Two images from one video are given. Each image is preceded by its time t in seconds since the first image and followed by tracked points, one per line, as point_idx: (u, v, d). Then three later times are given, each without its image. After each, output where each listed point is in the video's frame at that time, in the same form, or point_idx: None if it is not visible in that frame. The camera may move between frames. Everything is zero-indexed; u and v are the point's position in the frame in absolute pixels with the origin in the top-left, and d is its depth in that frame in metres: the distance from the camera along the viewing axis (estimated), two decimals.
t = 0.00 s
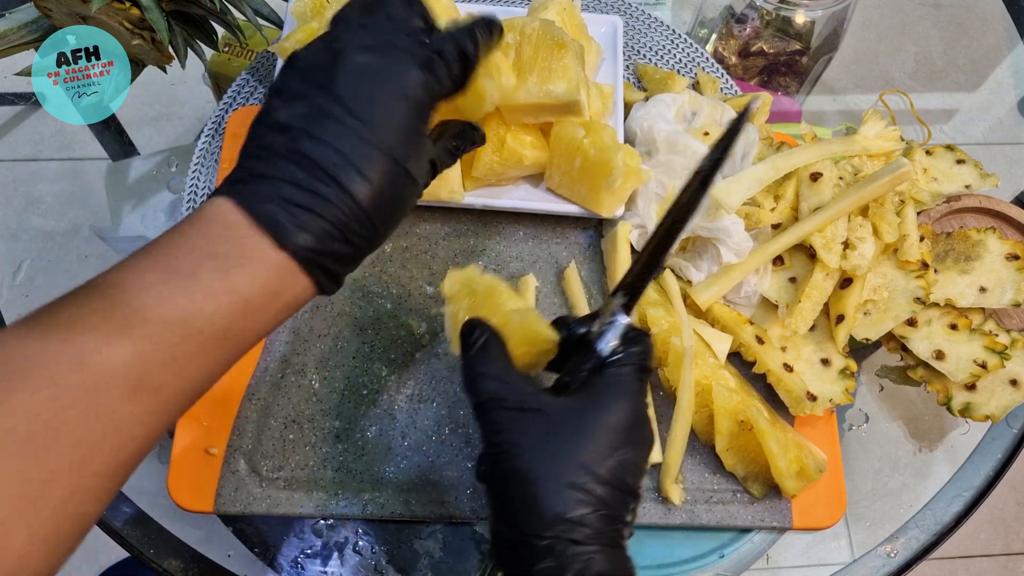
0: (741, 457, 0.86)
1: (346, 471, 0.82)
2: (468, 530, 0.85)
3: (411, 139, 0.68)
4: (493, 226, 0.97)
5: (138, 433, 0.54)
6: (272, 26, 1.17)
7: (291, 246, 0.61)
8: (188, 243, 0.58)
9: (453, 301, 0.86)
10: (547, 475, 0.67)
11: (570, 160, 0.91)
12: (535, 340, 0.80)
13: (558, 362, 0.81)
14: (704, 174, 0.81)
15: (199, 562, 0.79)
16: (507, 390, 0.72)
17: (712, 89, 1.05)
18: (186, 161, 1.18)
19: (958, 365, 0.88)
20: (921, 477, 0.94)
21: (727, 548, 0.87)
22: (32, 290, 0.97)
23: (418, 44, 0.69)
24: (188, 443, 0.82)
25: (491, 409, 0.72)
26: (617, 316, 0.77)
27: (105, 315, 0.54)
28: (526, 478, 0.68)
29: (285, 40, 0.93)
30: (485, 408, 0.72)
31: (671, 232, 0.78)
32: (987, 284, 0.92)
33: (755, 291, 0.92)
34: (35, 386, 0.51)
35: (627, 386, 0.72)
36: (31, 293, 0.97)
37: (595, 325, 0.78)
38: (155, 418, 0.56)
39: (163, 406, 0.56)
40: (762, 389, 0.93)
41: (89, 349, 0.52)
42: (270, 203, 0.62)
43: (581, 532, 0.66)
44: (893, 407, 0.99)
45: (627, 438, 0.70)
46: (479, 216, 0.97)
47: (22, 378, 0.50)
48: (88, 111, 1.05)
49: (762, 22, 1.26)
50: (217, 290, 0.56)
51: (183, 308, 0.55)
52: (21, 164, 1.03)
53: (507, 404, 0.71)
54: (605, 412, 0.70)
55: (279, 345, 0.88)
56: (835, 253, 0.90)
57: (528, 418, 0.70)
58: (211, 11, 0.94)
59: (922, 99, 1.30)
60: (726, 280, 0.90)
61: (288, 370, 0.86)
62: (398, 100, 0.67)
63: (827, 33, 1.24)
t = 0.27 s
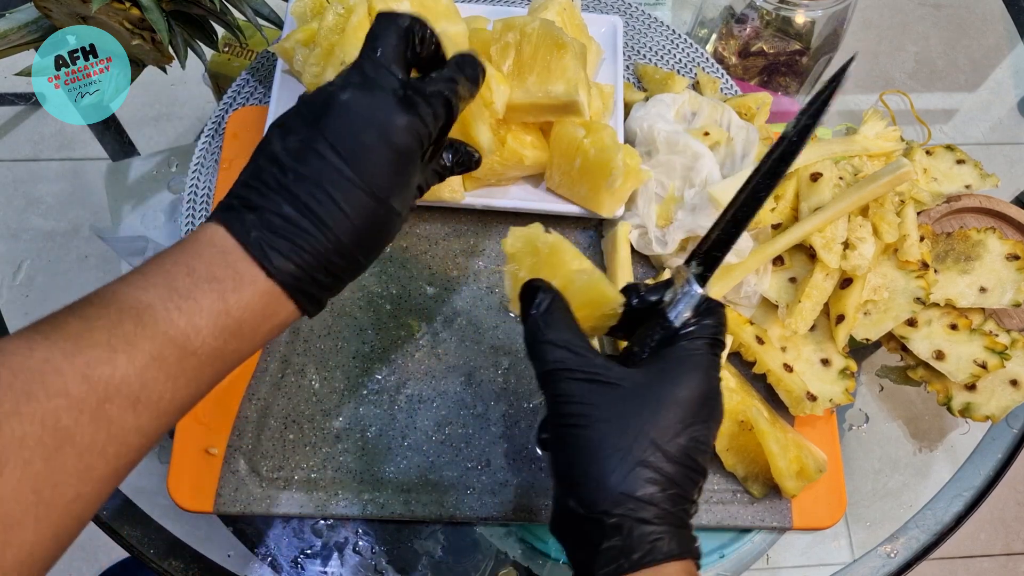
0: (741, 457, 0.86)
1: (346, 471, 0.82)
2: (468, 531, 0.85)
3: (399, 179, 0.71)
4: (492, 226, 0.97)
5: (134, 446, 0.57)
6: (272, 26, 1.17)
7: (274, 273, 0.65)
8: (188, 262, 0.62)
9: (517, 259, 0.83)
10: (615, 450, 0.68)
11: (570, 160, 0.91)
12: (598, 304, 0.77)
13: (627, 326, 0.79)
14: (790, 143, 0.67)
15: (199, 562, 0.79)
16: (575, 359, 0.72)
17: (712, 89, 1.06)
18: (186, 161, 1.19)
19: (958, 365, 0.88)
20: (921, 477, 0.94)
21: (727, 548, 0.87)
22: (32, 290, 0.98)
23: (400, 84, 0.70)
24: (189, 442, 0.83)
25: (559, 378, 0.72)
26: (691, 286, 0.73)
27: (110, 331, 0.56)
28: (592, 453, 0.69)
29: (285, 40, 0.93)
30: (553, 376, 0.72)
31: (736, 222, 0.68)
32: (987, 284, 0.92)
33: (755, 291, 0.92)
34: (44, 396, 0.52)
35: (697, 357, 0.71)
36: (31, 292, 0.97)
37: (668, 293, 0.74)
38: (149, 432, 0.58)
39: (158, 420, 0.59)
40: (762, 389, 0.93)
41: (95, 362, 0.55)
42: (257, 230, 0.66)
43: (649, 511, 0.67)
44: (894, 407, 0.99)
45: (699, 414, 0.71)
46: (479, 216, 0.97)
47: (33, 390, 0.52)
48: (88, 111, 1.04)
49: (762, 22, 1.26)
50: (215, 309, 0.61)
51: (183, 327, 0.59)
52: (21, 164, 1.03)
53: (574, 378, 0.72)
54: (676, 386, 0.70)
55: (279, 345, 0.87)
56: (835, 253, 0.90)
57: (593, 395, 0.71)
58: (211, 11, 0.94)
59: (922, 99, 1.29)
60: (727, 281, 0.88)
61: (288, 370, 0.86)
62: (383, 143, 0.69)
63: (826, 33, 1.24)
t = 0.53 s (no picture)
0: (741, 457, 0.86)
1: (346, 471, 0.82)
2: (468, 531, 0.85)
3: (406, 187, 0.70)
4: (492, 226, 0.97)
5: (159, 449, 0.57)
6: (272, 26, 1.17)
7: (287, 283, 0.63)
8: (207, 271, 0.60)
9: (518, 278, 0.83)
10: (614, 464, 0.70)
11: (569, 160, 0.91)
12: (597, 318, 0.77)
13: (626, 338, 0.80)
14: (786, 157, 0.65)
15: (199, 562, 0.79)
16: (574, 375, 0.73)
17: (712, 89, 1.06)
18: (186, 162, 1.20)
19: (958, 365, 0.88)
20: (921, 477, 0.94)
21: (727, 548, 0.88)
22: (32, 290, 0.98)
23: (408, 92, 0.70)
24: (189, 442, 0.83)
25: (559, 394, 0.73)
26: (690, 300, 0.73)
27: (130, 339, 0.55)
28: (591, 467, 0.70)
29: (285, 39, 0.93)
30: (553, 392, 0.73)
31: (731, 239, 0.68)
32: (987, 284, 0.92)
33: (755, 291, 0.92)
34: (68, 402, 0.53)
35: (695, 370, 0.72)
36: (31, 293, 0.97)
37: (667, 307, 0.75)
38: (172, 437, 0.58)
39: (178, 425, 0.58)
40: (762, 389, 0.93)
41: (116, 369, 0.54)
42: (270, 242, 0.64)
43: (648, 523, 0.69)
44: (894, 407, 0.99)
45: (697, 427, 0.72)
46: (479, 215, 0.97)
47: (57, 398, 0.52)
48: (88, 111, 1.04)
49: (762, 22, 1.26)
50: (232, 317, 0.59)
51: (201, 334, 0.57)
52: (21, 164, 1.03)
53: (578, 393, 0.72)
54: (672, 400, 0.71)
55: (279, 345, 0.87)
56: (835, 253, 0.90)
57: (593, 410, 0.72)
58: (211, 11, 0.94)
59: (922, 99, 1.29)
60: (726, 281, 0.88)
61: (288, 370, 0.86)
62: (386, 152, 0.68)
63: (827, 33, 1.23)
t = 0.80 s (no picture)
0: (741, 457, 0.86)
1: (346, 471, 0.82)
2: (468, 531, 0.85)
3: (389, 180, 0.73)
4: (492, 226, 0.97)
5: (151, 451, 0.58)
6: (272, 26, 1.17)
7: (277, 281, 0.67)
8: (194, 273, 0.64)
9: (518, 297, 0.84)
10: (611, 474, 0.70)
11: (569, 159, 0.91)
12: (594, 333, 0.77)
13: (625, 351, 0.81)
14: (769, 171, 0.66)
15: (198, 562, 0.79)
16: (572, 389, 0.73)
17: (712, 89, 1.06)
18: (186, 162, 1.19)
19: (958, 365, 0.88)
20: (921, 477, 0.94)
21: (727, 548, 0.88)
22: (33, 290, 0.98)
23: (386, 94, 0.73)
24: (189, 442, 0.83)
25: (558, 408, 0.74)
26: (683, 312, 0.72)
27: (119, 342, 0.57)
28: (590, 477, 0.71)
29: (285, 38, 0.93)
30: (553, 406, 0.74)
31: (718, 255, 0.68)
32: (987, 284, 0.92)
33: (755, 291, 0.92)
34: (55, 405, 0.53)
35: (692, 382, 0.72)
36: (32, 292, 0.97)
37: (662, 320, 0.75)
38: (161, 440, 0.59)
39: (169, 426, 0.59)
40: (762, 389, 0.93)
41: (103, 372, 0.56)
42: (257, 242, 0.68)
43: (645, 532, 0.69)
44: (894, 407, 0.99)
45: (694, 435, 0.71)
46: (479, 215, 0.97)
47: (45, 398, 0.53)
48: (88, 111, 1.04)
49: (763, 22, 1.27)
50: (219, 316, 0.63)
51: (188, 333, 0.61)
52: (21, 164, 1.03)
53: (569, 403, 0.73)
54: (670, 410, 0.71)
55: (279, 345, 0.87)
56: (835, 253, 0.90)
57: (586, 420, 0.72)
58: (211, 11, 0.94)
59: (922, 99, 1.29)
60: (726, 281, 0.88)
61: (288, 370, 0.86)
62: (370, 149, 0.72)
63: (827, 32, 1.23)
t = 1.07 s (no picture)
0: (741, 457, 0.86)
1: (347, 471, 0.82)
2: (468, 530, 0.85)
3: (396, 189, 0.70)
4: (492, 226, 0.97)
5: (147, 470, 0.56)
6: (271, 26, 1.17)
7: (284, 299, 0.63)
8: (194, 292, 0.60)
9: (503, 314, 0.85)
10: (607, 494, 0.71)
11: (570, 160, 0.91)
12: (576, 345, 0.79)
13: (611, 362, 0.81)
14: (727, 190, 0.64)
15: (198, 562, 0.79)
16: (557, 403, 0.75)
17: (712, 89, 1.06)
18: (186, 161, 1.20)
19: (958, 365, 0.88)
20: (921, 477, 0.94)
21: (727, 548, 0.87)
22: (34, 290, 0.98)
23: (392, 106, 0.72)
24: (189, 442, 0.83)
25: (544, 421, 0.75)
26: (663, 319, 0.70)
27: (118, 366, 0.55)
28: (577, 488, 0.71)
29: (285, 37, 0.93)
30: (538, 420, 0.75)
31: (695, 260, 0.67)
32: (987, 284, 0.92)
33: (755, 291, 0.92)
34: (52, 431, 0.52)
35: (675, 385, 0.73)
36: (33, 292, 0.98)
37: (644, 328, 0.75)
38: (163, 464, 0.57)
39: (171, 451, 0.57)
40: (762, 389, 0.93)
41: (103, 397, 0.54)
42: (262, 259, 0.64)
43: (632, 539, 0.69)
44: (894, 407, 0.99)
45: (678, 442, 0.72)
46: (479, 216, 0.98)
47: (48, 419, 0.52)
48: (88, 111, 1.04)
49: (763, 22, 1.25)
50: (220, 337, 0.59)
51: (189, 355, 0.57)
52: (21, 164, 1.03)
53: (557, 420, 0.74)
54: (655, 416, 0.72)
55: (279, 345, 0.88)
56: (835, 253, 0.90)
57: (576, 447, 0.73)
58: (212, 11, 0.94)
59: (922, 99, 1.29)
60: (725, 281, 0.89)
61: (288, 370, 0.86)
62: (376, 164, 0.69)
63: (827, 33, 1.23)
